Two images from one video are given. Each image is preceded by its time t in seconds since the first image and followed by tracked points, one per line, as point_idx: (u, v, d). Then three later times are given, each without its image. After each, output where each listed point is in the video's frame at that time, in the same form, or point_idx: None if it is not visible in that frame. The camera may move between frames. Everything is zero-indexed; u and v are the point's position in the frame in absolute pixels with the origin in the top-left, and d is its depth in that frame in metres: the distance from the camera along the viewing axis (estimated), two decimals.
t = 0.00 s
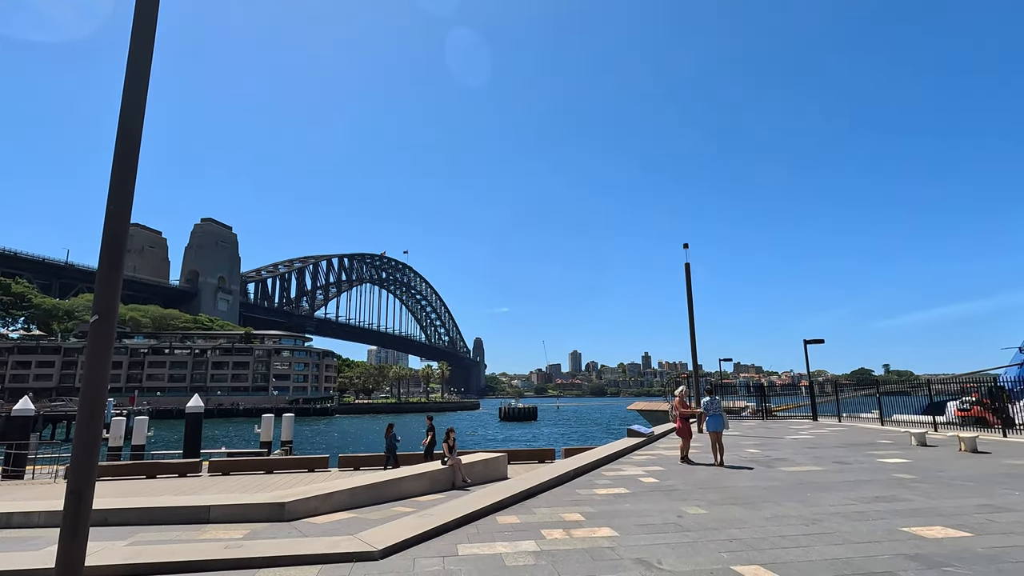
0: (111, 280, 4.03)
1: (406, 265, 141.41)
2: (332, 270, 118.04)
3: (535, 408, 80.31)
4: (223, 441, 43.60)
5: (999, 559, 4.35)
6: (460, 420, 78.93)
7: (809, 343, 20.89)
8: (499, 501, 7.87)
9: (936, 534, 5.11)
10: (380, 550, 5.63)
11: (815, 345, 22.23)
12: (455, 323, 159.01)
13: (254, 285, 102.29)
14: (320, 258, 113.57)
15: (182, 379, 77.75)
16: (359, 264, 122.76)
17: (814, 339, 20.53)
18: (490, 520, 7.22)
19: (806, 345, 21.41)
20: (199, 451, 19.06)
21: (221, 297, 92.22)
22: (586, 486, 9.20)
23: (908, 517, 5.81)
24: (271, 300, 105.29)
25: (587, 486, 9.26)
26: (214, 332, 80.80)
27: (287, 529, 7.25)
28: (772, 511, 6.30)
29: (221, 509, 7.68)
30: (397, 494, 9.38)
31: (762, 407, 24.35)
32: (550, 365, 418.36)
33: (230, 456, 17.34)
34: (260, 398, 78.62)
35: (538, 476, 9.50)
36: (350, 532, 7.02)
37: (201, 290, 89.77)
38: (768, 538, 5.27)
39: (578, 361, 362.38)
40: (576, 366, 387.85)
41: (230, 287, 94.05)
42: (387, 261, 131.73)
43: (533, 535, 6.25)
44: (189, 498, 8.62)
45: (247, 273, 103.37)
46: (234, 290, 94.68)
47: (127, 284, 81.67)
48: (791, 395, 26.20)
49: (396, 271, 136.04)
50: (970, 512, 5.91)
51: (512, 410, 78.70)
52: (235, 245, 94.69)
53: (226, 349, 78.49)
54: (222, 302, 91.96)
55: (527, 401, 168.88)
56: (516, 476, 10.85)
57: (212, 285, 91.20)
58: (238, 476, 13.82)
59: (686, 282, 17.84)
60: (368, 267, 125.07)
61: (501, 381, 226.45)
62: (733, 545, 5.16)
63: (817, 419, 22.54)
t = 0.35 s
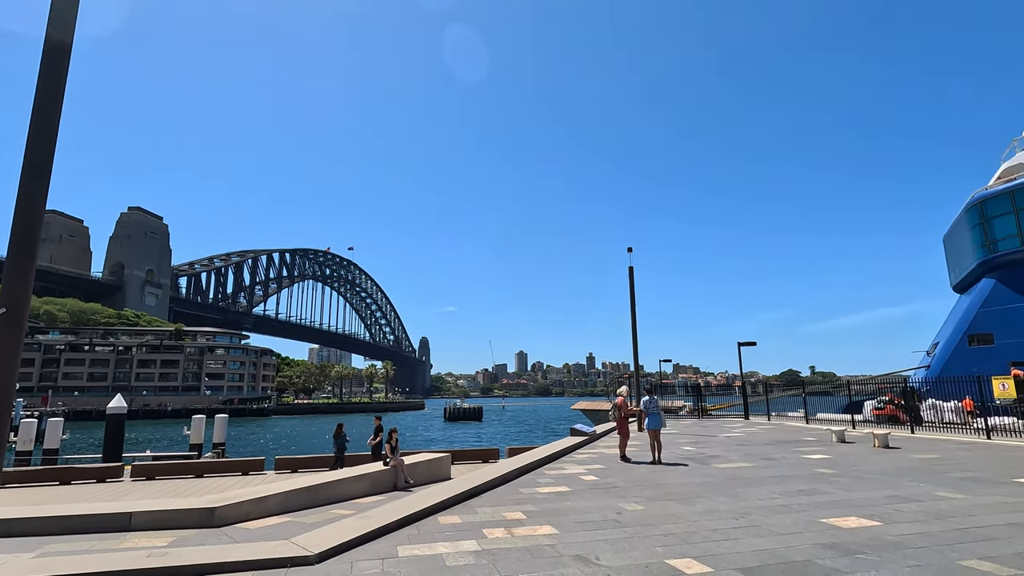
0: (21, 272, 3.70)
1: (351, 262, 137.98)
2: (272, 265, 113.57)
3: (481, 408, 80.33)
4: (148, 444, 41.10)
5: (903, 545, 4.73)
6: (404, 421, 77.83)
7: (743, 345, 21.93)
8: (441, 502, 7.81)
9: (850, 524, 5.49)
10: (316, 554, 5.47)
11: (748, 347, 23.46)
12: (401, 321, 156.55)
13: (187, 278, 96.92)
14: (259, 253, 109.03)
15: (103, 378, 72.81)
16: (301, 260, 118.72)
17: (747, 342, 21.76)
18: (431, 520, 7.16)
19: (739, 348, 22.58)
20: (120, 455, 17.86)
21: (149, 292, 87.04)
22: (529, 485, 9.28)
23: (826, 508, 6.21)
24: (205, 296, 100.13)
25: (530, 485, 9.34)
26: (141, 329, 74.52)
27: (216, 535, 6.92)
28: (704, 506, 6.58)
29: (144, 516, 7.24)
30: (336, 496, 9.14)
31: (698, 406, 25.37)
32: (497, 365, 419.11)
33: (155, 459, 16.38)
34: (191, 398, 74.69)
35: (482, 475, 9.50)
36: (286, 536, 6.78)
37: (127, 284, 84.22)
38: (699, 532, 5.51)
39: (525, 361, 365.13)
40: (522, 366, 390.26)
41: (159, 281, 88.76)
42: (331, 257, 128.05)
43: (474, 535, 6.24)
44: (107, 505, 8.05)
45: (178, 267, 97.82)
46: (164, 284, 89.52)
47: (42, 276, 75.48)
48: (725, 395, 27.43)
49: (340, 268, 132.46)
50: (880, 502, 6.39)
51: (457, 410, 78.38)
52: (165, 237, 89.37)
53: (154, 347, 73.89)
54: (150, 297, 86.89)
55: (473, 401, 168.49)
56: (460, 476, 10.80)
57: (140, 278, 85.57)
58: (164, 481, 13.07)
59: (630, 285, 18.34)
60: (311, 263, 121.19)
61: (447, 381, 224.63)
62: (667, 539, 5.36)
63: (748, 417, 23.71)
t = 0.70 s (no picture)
0: None
1: (299, 260, 133.79)
2: (213, 261, 108.65)
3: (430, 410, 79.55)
4: (71, 449, 38.50)
5: (828, 539, 5.01)
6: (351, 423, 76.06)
7: (686, 349, 23.02)
8: (387, 505, 7.68)
9: (783, 519, 5.77)
10: (254, 562, 5.27)
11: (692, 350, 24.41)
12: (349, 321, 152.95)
13: (118, 273, 91.14)
14: (199, 248, 104.06)
15: (21, 378, 67.59)
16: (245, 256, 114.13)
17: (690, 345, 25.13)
18: (378, 524, 7.03)
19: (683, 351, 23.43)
20: (38, 461, 16.64)
21: (75, 286, 81.53)
22: (477, 487, 9.25)
23: (761, 506, 6.50)
24: (139, 291, 94.65)
25: (478, 487, 9.31)
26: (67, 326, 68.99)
27: (146, 544, 6.56)
28: (647, 505, 6.76)
29: (64, 526, 6.77)
30: (278, 501, 8.83)
31: (644, 408, 26.07)
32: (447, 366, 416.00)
33: (78, 465, 15.36)
34: (120, 400, 70.46)
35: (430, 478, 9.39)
36: (221, 544, 6.50)
37: (50, 278, 78.36)
38: (642, 530, 5.65)
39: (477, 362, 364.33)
40: (473, 368, 389.20)
41: (86, 275, 83.10)
42: (277, 254, 123.74)
43: (421, 539, 6.17)
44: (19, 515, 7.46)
45: (109, 260, 92.05)
46: (92, 278, 84.05)
47: None
48: (670, 397, 28.29)
49: (286, 266, 128.20)
50: (810, 499, 6.75)
51: (406, 411, 77.31)
52: (94, 228, 83.90)
53: (80, 345, 69.11)
54: (76, 292, 81.54)
55: (422, 402, 166.64)
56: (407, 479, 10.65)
57: (65, 271, 79.73)
58: (88, 489, 12.25)
59: (581, 288, 18.63)
60: (255, 259, 116.70)
61: (396, 383, 221.07)
62: (611, 538, 5.47)
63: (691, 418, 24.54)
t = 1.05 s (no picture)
0: None
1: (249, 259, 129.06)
2: (156, 259, 103.45)
3: (384, 415, 78.15)
4: None
5: (768, 539, 5.22)
6: (300, 429, 73.75)
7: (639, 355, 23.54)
8: (336, 513, 7.49)
9: (727, 521, 5.96)
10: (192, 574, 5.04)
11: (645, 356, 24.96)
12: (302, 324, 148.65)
13: (49, 269, 85.38)
14: (141, 245, 98.87)
15: None
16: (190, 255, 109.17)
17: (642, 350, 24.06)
18: (325, 534, 6.84)
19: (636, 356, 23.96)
20: None
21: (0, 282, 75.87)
22: (429, 494, 9.15)
23: (706, 508, 6.70)
24: (72, 289, 88.98)
25: (430, 493, 9.20)
26: None
27: (73, 559, 6.16)
28: (597, 509, 6.85)
29: None
30: (221, 511, 8.46)
31: (598, 413, 26.42)
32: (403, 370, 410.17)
33: None
34: (48, 405, 65.96)
35: (381, 485, 9.21)
36: (157, 557, 6.18)
37: None
38: (592, 534, 5.72)
39: (432, 366, 360.71)
40: (429, 372, 385.16)
41: (14, 271, 77.29)
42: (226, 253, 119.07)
43: (370, 547, 6.04)
44: None
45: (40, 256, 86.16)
46: (20, 274, 78.53)
47: None
48: (624, 402, 28.79)
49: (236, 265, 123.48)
50: (752, 500, 7.02)
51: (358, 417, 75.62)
52: (24, 220, 78.41)
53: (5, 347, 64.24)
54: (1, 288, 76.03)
55: (376, 407, 163.61)
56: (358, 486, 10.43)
57: None
58: (8, 500, 11.40)
59: (537, 294, 18.76)
60: (202, 258, 111.83)
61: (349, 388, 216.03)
62: (561, 543, 5.51)
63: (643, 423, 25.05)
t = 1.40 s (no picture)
0: None
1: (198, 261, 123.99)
2: (96, 259, 98.07)
3: (338, 424, 76.32)
4: None
5: (713, 545, 5.36)
6: (249, 438, 71.07)
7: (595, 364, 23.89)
8: (282, 526, 7.24)
9: (675, 528, 6.09)
10: None
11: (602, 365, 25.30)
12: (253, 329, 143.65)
13: None
14: (80, 244, 93.58)
15: None
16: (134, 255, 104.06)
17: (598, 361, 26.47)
18: (269, 548, 6.59)
19: (593, 365, 24.30)
20: None
21: None
22: (381, 505, 8.97)
23: (655, 515, 6.83)
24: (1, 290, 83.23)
25: (382, 504, 9.03)
26: None
27: None
28: (550, 518, 6.88)
29: None
30: (158, 526, 8.05)
31: (555, 421, 26.58)
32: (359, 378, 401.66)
33: None
34: None
35: (332, 496, 8.97)
36: None
37: None
38: (544, 544, 5.73)
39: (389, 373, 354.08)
40: (385, 380, 378.46)
41: None
42: (173, 254, 114.08)
43: (318, 561, 5.87)
44: None
45: None
46: None
47: None
48: (580, 411, 29.06)
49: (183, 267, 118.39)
50: (700, 507, 7.19)
51: (311, 425, 73.56)
52: None
53: None
54: None
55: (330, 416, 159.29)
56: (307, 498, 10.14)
57: None
58: None
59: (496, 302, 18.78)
60: (147, 259, 106.77)
61: (303, 395, 209.88)
62: (513, 552, 5.50)
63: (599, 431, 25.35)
